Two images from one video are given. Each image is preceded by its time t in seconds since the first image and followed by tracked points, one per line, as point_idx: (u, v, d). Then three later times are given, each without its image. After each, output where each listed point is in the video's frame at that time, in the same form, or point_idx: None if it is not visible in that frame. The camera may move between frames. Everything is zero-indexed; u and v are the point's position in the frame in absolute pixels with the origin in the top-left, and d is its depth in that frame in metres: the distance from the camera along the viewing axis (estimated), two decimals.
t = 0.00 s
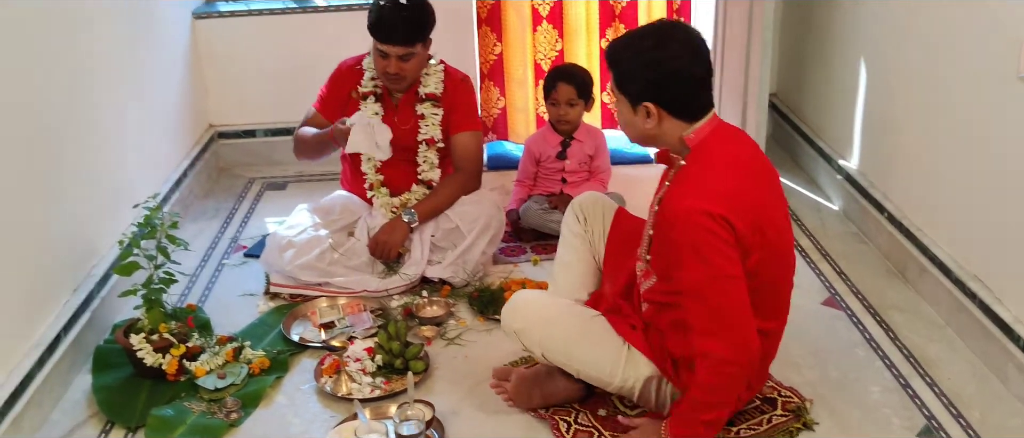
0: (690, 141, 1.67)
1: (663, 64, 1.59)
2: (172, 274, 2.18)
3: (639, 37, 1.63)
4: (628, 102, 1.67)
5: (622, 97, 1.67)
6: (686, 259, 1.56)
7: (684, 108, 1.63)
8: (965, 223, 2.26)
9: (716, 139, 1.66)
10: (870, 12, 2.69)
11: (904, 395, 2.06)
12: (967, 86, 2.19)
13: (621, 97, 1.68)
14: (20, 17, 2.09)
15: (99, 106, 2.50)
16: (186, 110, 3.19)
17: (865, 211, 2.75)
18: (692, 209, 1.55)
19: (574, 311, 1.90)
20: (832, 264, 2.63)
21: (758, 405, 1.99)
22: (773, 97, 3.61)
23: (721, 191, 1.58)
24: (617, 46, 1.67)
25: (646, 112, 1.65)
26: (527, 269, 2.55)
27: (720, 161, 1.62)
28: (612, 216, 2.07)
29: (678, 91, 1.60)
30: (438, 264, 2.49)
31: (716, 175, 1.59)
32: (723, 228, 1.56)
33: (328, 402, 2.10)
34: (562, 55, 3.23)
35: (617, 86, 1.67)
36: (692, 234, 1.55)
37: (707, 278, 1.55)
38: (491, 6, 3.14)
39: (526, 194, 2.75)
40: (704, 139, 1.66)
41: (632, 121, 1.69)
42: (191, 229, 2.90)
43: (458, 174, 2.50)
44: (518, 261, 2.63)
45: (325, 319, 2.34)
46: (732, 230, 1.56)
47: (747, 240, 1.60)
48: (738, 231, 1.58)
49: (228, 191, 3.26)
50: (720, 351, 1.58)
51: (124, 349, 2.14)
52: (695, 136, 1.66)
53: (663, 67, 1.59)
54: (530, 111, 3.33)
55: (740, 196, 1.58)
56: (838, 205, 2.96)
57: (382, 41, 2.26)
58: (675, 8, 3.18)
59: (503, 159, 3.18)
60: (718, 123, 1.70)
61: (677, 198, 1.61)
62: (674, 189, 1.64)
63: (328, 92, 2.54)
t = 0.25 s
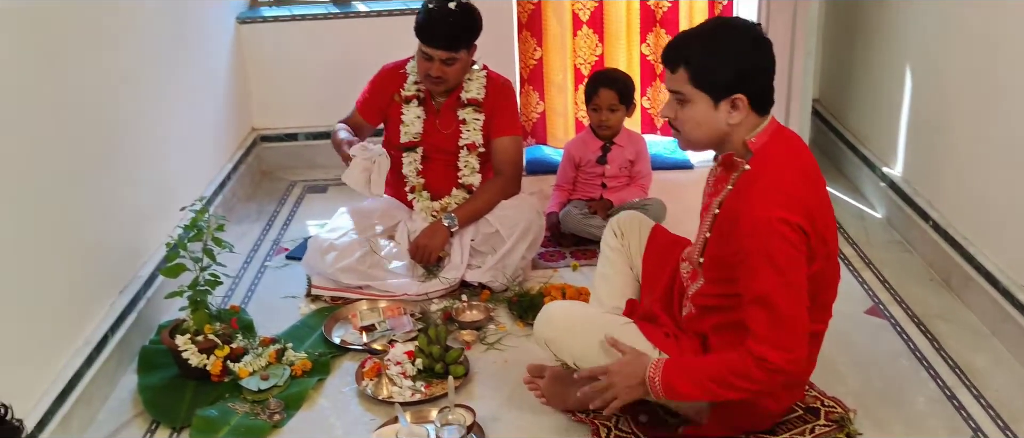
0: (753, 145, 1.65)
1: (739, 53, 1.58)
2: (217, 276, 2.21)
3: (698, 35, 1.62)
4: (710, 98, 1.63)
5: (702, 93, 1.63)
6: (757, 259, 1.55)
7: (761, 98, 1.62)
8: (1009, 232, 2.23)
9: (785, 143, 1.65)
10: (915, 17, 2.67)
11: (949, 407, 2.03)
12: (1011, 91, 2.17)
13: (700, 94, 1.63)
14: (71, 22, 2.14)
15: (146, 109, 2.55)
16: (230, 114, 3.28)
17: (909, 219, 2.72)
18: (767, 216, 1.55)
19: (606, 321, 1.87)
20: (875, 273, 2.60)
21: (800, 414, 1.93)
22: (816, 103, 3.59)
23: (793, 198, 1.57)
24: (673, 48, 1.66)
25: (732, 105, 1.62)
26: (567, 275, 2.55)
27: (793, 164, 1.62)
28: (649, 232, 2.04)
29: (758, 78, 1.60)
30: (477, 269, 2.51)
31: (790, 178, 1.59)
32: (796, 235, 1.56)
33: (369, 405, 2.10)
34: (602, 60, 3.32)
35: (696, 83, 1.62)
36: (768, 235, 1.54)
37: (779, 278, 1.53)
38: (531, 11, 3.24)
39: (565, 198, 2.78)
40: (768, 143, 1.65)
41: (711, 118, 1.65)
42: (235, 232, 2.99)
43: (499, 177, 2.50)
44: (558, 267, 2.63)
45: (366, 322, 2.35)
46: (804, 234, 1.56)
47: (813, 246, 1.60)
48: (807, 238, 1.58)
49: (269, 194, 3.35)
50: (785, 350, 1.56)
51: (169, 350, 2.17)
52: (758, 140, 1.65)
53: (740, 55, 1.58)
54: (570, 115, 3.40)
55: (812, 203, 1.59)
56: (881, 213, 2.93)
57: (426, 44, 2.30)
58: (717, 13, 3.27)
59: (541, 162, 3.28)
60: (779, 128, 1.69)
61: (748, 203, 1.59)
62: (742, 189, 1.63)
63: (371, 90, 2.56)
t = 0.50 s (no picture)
0: (791, 143, 1.64)
1: (783, 47, 1.59)
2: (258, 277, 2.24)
3: (739, 33, 1.62)
4: (762, 93, 1.60)
5: (755, 89, 1.60)
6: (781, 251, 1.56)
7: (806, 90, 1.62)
8: None
9: (826, 141, 1.64)
10: (954, 24, 2.65)
11: (992, 420, 1.97)
12: None
13: (753, 90, 1.60)
14: (119, 24, 2.21)
15: (188, 110, 2.61)
16: (269, 117, 3.45)
17: (952, 229, 2.67)
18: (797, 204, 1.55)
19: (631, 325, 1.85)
20: (917, 283, 2.56)
21: (839, 425, 1.88)
22: (856, 110, 3.58)
23: (827, 191, 1.56)
24: (714, 49, 1.64)
25: (783, 98, 1.61)
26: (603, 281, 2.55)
27: (833, 163, 1.60)
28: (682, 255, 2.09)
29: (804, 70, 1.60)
30: (514, 273, 2.51)
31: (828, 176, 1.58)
32: (826, 229, 1.55)
33: (406, 408, 2.10)
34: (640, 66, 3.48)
35: (749, 78, 1.59)
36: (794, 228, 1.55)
37: (793, 272, 1.55)
38: (570, 17, 3.41)
39: (601, 204, 2.80)
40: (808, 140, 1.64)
41: (762, 113, 1.62)
42: (274, 233, 3.12)
43: (536, 180, 2.54)
44: (594, 273, 2.63)
45: (403, 325, 2.37)
46: (832, 235, 1.55)
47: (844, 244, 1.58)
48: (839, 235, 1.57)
49: (308, 196, 3.53)
50: (780, 339, 1.58)
51: (211, 350, 2.20)
52: (795, 139, 1.63)
53: (785, 49, 1.59)
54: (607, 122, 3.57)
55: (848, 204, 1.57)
56: (923, 222, 2.89)
57: (478, 46, 2.33)
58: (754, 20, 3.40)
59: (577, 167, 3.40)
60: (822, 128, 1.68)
61: (784, 194, 1.59)
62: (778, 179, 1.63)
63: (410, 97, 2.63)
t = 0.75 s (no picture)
0: (790, 142, 1.63)
1: (786, 48, 1.59)
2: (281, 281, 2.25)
3: (738, 38, 1.62)
4: (765, 95, 1.61)
5: (759, 90, 1.60)
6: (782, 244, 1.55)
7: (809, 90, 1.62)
8: None
9: (827, 138, 1.62)
10: (981, 31, 2.63)
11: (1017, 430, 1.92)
12: None
13: (757, 91, 1.60)
14: (146, 28, 2.23)
15: (212, 113, 2.63)
16: (294, 122, 3.49)
17: (978, 238, 2.64)
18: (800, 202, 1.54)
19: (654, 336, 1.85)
20: (941, 292, 2.52)
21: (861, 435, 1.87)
22: (882, 117, 3.56)
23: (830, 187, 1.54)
24: (716, 52, 1.65)
25: (786, 99, 1.61)
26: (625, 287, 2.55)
27: (835, 157, 1.58)
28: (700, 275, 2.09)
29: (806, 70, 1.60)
30: (535, 278, 2.52)
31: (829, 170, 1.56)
32: (828, 225, 1.53)
33: (427, 413, 2.10)
34: (663, 71, 3.50)
35: (752, 80, 1.59)
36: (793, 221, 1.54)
37: (793, 264, 1.53)
38: (593, 22, 3.42)
39: (623, 209, 2.81)
40: (807, 138, 1.62)
41: (767, 114, 1.62)
42: (298, 236, 3.15)
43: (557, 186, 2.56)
44: (616, 279, 2.63)
45: (424, 329, 2.36)
46: (833, 228, 1.53)
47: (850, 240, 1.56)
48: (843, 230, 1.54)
49: (332, 200, 3.56)
50: (786, 333, 1.57)
51: (234, 352, 2.21)
52: (795, 137, 1.63)
53: (787, 49, 1.59)
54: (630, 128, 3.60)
55: (851, 197, 1.55)
56: (948, 230, 2.86)
57: (505, 46, 2.33)
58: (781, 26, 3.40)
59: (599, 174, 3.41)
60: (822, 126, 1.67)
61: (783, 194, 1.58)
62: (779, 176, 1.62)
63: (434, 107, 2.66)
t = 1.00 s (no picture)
0: (773, 146, 1.64)
1: (765, 53, 1.59)
2: (287, 284, 2.26)
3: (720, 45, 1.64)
4: (742, 99, 1.62)
5: (735, 95, 1.62)
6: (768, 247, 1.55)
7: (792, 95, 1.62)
8: None
9: (810, 140, 1.63)
10: (987, 34, 2.62)
11: None
12: None
13: (733, 96, 1.62)
14: (150, 31, 2.24)
15: (217, 116, 2.64)
16: (300, 125, 3.50)
17: (985, 242, 2.63)
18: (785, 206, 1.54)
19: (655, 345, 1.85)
20: (948, 296, 2.51)
21: None
22: (888, 121, 3.55)
23: (815, 189, 1.54)
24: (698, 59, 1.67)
25: (765, 104, 1.61)
26: (630, 291, 2.55)
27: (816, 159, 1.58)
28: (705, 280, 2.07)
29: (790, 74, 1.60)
30: (540, 281, 2.52)
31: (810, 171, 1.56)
32: (816, 227, 1.52)
33: (432, 416, 2.09)
34: (669, 75, 3.51)
35: (729, 85, 1.61)
36: (778, 224, 1.54)
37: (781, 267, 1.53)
38: (600, 26, 3.44)
39: (629, 213, 2.81)
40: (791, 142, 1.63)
41: (744, 119, 1.64)
42: (303, 239, 3.16)
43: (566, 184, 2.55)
44: (621, 282, 2.64)
45: (429, 332, 2.38)
46: (821, 229, 1.52)
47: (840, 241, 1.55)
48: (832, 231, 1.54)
49: (338, 202, 3.56)
50: (782, 335, 1.56)
51: (239, 355, 2.22)
52: (780, 141, 1.63)
53: (767, 56, 1.59)
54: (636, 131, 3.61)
55: (836, 194, 1.54)
56: (955, 235, 2.85)
57: (517, 49, 2.33)
58: (789, 30, 3.40)
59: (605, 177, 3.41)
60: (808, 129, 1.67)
61: (770, 199, 1.58)
62: (766, 182, 1.63)
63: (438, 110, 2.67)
